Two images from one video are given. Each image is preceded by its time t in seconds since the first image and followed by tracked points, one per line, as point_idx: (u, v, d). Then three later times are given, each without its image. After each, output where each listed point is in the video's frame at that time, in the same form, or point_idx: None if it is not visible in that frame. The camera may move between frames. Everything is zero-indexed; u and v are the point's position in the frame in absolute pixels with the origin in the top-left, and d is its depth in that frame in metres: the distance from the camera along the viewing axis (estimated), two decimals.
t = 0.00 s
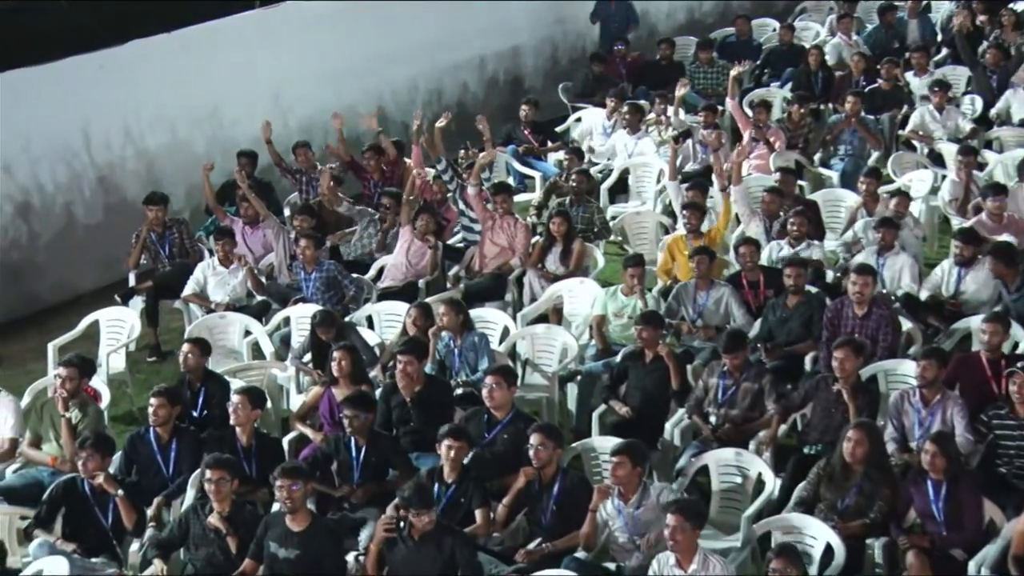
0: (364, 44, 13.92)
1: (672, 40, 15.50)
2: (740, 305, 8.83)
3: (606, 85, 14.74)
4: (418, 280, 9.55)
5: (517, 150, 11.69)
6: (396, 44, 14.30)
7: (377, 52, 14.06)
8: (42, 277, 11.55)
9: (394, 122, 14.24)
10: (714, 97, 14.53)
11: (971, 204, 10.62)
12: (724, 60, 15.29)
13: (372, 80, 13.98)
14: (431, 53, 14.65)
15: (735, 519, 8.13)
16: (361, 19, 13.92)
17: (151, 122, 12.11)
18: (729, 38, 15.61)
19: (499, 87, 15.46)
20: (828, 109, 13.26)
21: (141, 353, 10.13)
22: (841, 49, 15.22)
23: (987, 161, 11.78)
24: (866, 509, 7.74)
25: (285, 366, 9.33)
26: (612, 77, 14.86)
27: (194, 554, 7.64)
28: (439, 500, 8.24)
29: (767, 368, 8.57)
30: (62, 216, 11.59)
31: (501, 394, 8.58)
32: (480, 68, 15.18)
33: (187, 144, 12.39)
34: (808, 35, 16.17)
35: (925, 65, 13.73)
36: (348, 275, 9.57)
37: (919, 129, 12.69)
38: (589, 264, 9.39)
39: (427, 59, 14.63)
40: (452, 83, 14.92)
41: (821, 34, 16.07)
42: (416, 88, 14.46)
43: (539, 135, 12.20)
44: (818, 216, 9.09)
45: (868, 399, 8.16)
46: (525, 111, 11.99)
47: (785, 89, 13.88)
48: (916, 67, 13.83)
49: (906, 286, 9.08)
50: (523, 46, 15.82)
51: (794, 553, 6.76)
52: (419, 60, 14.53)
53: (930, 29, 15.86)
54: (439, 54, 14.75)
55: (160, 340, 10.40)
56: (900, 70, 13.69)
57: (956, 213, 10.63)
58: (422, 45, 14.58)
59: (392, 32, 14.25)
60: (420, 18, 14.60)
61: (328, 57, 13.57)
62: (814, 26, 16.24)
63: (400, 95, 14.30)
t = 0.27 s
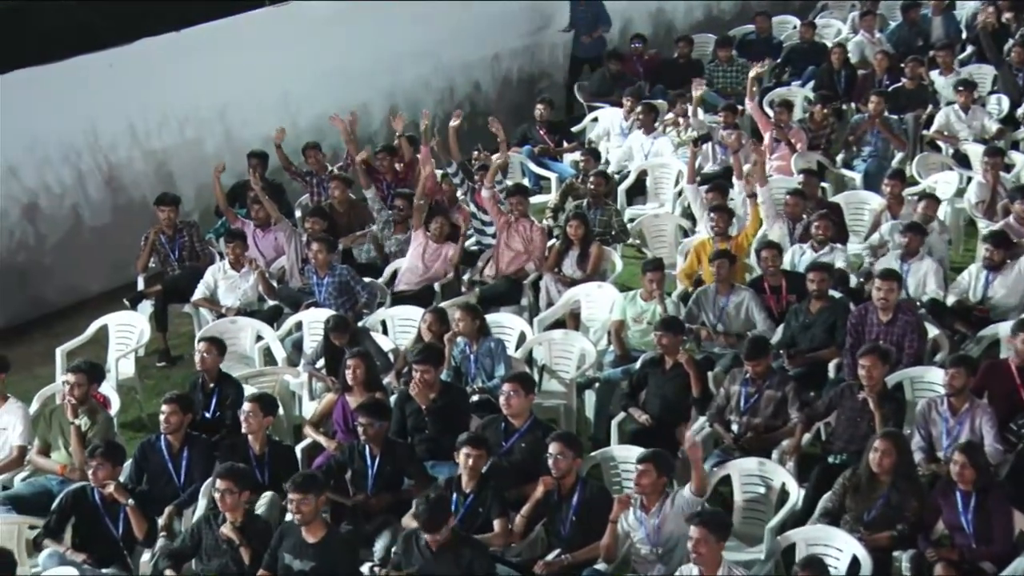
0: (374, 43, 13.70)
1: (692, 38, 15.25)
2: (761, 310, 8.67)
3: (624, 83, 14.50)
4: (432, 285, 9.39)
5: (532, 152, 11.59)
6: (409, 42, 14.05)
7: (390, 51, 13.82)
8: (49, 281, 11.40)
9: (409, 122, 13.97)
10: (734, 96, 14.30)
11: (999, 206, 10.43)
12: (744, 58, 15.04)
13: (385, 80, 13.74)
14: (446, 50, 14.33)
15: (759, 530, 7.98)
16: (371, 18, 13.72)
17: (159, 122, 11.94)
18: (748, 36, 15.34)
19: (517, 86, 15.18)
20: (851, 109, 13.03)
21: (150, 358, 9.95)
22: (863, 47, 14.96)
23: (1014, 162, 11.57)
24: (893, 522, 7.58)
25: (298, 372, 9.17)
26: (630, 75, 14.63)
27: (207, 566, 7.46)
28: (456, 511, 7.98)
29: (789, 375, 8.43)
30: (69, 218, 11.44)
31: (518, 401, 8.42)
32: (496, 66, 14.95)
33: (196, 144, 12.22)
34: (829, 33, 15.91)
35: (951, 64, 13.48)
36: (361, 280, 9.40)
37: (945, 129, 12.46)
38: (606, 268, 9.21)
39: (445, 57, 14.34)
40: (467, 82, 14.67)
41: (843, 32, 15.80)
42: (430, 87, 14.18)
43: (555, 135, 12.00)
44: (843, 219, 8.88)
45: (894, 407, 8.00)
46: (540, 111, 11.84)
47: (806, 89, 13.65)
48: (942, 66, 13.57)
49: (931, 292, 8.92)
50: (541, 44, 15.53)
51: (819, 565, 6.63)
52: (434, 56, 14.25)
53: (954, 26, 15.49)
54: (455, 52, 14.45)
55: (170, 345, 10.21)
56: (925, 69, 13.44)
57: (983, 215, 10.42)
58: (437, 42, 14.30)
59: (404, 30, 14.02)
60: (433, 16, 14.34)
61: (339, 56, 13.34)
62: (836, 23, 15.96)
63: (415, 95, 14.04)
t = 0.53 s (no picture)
0: (387, 42, 13.49)
1: (713, 35, 14.94)
2: (786, 316, 8.50)
3: (643, 81, 14.21)
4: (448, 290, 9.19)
5: (548, 151, 11.43)
6: (422, 40, 13.84)
7: (401, 50, 13.62)
8: (58, 283, 11.22)
9: (417, 120, 13.78)
10: (755, 95, 14.01)
11: None
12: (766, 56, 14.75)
13: (395, 79, 13.56)
14: (457, 49, 14.15)
15: (785, 544, 7.79)
16: (384, 15, 13.49)
17: (170, 121, 11.73)
18: (772, 33, 15.02)
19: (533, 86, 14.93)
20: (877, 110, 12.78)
21: (159, 363, 9.74)
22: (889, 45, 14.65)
23: None
24: (925, 535, 7.26)
25: (311, 380, 8.99)
26: (650, 74, 14.34)
27: None
28: (476, 523, 7.69)
29: (814, 384, 8.26)
30: (77, 219, 11.25)
31: (538, 411, 8.27)
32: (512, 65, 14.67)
33: (206, 143, 12.01)
34: (854, 30, 15.60)
35: (978, 63, 13.20)
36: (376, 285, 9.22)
37: (974, 129, 12.20)
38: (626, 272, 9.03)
39: (454, 57, 14.14)
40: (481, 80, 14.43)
41: (868, 29, 15.49)
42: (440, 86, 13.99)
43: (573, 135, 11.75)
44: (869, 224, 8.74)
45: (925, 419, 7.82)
46: (557, 110, 11.59)
47: (830, 88, 13.36)
48: (971, 65, 13.29)
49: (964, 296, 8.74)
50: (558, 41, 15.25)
51: None
52: (445, 55, 14.05)
53: (984, 23, 14.99)
54: (466, 53, 14.27)
55: (180, 350, 10.00)
56: (952, 68, 13.17)
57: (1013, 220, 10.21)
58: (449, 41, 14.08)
59: (418, 27, 13.79)
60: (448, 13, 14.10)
61: (349, 55, 13.15)
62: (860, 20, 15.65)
63: (423, 94, 13.86)
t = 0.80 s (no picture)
0: (401, 41, 13.25)
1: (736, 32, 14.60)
2: (811, 322, 8.33)
3: (662, 78, 13.89)
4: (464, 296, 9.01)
5: (567, 152, 11.22)
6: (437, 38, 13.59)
7: (413, 48, 13.38)
8: (65, 286, 11.01)
9: (433, 121, 13.54)
10: (779, 94, 13.69)
11: None
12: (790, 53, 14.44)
13: (408, 78, 13.32)
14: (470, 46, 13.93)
15: (813, 558, 7.59)
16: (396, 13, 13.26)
17: (180, 120, 11.50)
18: (793, 29, 14.73)
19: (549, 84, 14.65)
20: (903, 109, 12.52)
21: (168, 368, 9.52)
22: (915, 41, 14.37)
23: None
24: (956, 550, 6.95)
25: (324, 387, 8.78)
26: (670, 72, 14.01)
27: None
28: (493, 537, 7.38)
29: (839, 392, 8.11)
30: (85, 221, 11.03)
31: (557, 420, 8.08)
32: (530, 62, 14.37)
33: (217, 143, 11.79)
34: (880, 27, 15.25)
35: (1007, 60, 12.93)
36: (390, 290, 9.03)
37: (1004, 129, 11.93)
38: (646, 277, 8.83)
39: (462, 58, 13.90)
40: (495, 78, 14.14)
41: (893, 25, 15.17)
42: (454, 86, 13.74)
43: (592, 134, 11.47)
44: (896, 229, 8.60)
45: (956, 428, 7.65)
46: (574, 109, 11.36)
47: (857, 87, 13.05)
48: (999, 62, 13.01)
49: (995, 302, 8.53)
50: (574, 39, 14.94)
51: None
52: (454, 56, 13.83)
53: (1013, 19, 14.79)
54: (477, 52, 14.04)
55: (189, 355, 9.78)
56: (980, 66, 12.90)
57: None
58: (460, 40, 13.88)
59: (430, 26, 13.56)
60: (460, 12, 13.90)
61: (361, 54, 12.92)
62: (885, 15, 15.33)
63: (438, 93, 13.62)
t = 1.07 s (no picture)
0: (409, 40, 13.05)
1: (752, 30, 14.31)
2: (831, 328, 8.20)
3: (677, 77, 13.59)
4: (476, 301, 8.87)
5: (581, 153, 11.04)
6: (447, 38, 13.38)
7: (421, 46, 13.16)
8: (68, 289, 10.82)
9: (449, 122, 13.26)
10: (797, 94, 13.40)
11: None
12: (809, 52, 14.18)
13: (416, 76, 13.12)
14: (485, 42, 13.68)
15: (835, 570, 7.41)
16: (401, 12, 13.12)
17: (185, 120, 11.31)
18: (811, 28, 14.46)
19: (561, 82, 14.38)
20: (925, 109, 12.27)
21: (173, 374, 9.34)
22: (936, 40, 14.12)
23: None
24: (983, 564, 6.69)
25: (334, 394, 8.61)
26: (686, 71, 13.70)
27: None
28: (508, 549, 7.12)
29: (860, 400, 7.98)
30: (89, 224, 10.84)
31: (572, 430, 7.92)
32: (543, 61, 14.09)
33: (223, 143, 11.60)
34: (901, 25, 14.96)
35: None
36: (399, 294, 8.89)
37: None
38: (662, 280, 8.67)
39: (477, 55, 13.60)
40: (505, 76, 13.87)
41: (914, 22, 14.87)
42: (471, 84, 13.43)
43: (606, 134, 11.25)
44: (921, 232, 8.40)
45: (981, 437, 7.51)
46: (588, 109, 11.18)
47: (877, 86, 12.79)
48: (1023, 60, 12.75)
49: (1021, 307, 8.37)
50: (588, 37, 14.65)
51: None
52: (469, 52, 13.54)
53: None
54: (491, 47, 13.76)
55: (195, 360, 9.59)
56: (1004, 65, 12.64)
57: None
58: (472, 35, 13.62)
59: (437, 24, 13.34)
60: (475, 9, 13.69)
61: (364, 53, 12.76)
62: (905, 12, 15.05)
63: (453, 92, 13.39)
